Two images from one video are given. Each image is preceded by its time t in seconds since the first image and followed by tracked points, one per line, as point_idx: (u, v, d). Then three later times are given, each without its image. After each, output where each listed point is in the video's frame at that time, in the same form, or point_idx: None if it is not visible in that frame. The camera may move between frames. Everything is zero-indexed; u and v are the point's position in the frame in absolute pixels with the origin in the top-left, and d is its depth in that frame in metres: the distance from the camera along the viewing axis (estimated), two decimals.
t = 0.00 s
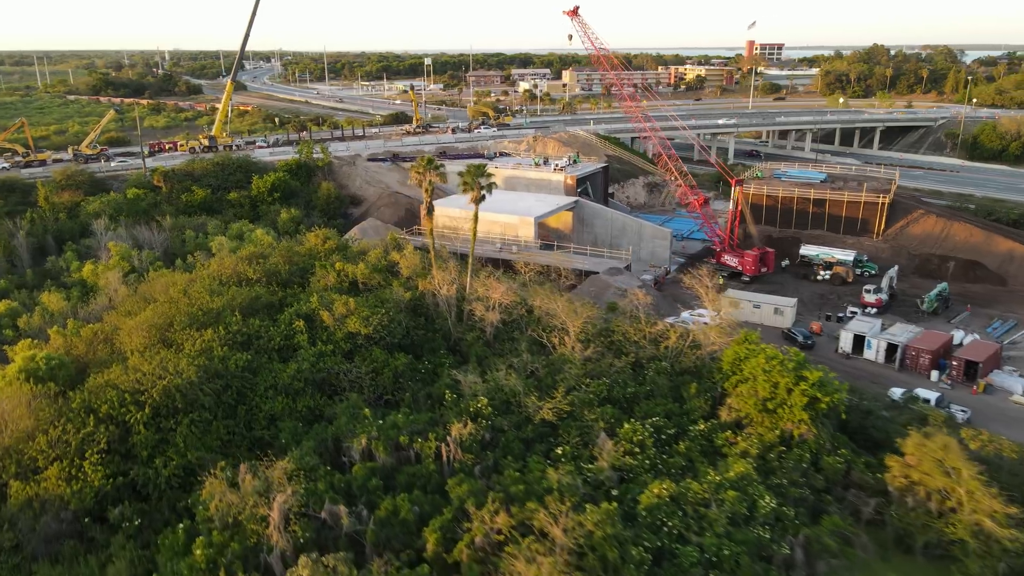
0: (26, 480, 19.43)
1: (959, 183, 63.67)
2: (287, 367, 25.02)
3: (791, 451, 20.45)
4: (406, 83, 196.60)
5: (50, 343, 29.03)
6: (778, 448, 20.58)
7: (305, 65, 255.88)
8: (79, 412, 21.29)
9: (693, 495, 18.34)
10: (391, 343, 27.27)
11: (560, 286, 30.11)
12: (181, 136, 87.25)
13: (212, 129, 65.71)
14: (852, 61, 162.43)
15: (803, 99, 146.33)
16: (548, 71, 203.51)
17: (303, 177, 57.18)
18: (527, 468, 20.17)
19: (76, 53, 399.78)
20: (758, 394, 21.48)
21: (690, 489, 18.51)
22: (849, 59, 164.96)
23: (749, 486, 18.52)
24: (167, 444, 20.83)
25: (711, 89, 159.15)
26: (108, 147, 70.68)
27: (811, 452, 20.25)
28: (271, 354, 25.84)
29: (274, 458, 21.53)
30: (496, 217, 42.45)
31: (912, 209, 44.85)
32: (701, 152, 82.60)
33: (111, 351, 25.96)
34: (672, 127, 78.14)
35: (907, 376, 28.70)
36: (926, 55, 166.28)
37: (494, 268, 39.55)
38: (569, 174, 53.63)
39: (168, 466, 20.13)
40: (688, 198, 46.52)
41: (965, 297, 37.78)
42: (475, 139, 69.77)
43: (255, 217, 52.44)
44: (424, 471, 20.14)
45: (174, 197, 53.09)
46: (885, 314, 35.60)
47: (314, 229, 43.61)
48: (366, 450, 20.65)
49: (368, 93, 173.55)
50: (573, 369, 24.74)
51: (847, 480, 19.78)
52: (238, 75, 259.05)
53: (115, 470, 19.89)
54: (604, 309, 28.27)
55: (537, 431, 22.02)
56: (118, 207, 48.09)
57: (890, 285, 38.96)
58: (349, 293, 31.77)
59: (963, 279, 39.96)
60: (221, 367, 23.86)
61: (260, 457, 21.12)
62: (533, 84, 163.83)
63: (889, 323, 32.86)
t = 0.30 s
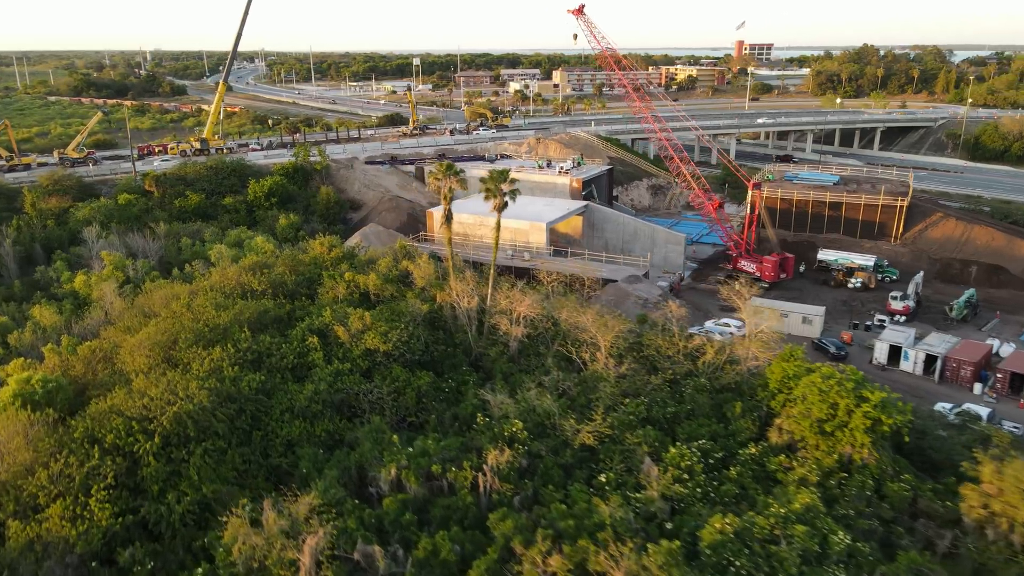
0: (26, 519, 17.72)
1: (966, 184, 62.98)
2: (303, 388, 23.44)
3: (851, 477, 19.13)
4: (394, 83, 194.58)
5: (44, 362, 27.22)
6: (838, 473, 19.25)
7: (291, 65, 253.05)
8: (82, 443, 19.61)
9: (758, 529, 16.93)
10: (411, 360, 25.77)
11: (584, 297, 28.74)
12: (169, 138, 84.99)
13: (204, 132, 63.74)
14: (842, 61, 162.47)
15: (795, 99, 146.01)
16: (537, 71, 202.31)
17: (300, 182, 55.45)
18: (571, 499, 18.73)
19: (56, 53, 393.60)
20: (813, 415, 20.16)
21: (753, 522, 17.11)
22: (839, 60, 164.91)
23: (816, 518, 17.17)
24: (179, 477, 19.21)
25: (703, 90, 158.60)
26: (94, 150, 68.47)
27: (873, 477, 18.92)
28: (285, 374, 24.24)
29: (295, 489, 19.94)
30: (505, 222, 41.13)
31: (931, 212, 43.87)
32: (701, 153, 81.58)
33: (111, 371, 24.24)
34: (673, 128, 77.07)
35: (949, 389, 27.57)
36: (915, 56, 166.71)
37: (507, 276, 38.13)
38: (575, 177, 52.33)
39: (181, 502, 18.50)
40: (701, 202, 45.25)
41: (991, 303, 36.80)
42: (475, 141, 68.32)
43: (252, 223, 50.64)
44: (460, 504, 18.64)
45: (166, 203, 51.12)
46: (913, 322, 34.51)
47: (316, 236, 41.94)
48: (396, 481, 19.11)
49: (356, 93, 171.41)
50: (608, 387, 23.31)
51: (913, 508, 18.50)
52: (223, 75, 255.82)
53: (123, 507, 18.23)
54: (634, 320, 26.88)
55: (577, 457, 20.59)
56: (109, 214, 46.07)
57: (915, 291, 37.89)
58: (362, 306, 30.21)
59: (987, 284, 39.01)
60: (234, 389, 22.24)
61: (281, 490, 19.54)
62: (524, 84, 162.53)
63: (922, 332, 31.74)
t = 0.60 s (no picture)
0: (29, 563, 16.16)
1: (972, 185, 62.30)
2: (322, 410, 21.98)
3: (918, 504, 17.90)
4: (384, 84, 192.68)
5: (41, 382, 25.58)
6: (903, 501, 18.01)
7: (277, 66, 250.08)
8: (89, 476, 18.06)
9: (828, 564, 15.66)
10: (433, 378, 24.36)
11: (610, 310, 27.47)
12: (159, 141, 82.94)
13: (197, 134, 62.00)
14: (834, 62, 162.41)
15: (787, 100, 145.76)
16: (527, 71, 201.14)
17: (298, 186, 53.81)
18: (622, 534, 17.40)
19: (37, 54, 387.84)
20: (873, 438, 18.94)
21: (823, 557, 15.84)
22: (831, 60, 164.81)
23: (891, 552, 15.92)
24: (196, 513, 17.72)
25: (696, 90, 158.06)
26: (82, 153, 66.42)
27: (941, 504, 17.71)
28: (303, 396, 22.75)
29: (319, 522, 18.49)
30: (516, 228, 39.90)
31: (949, 215, 42.90)
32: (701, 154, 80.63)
33: (115, 394, 22.66)
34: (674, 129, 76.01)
35: (991, 403, 26.46)
36: (906, 56, 166.99)
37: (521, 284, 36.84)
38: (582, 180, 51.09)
39: (199, 541, 16.99)
40: (714, 207, 43.95)
41: (1018, 308, 35.85)
42: (475, 143, 66.92)
43: (250, 229, 49.01)
44: (501, 539, 17.27)
45: (160, 209, 49.40)
46: (942, 330, 33.48)
47: (320, 244, 40.44)
48: (431, 515, 17.68)
49: (345, 95, 169.43)
50: (646, 406, 22.03)
51: (986, 538, 17.30)
52: (209, 76, 252.76)
53: (135, 549, 16.69)
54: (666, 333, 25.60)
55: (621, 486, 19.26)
56: (102, 220, 44.34)
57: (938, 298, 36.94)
58: (376, 319, 28.77)
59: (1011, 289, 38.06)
60: (249, 413, 20.74)
61: (306, 528, 18.03)
62: (516, 85, 161.22)
63: (956, 342, 30.67)
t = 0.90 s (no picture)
0: None
1: (983, 190, 61.58)
2: (349, 440, 20.42)
3: (1004, 542, 16.53)
4: (375, 87, 190.83)
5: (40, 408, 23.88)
6: (989, 539, 16.63)
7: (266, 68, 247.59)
8: (101, 520, 16.43)
9: None
10: (463, 401, 22.85)
11: (644, 326, 26.10)
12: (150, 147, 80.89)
13: (192, 140, 60.18)
14: (827, 64, 162.38)
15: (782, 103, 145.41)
16: (519, 74, 200.03)
17: (299, 193, 52.17)
18: None
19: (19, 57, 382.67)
20: (951, 469, 17.58)
21: None
22: (824, 63, 164.66)
23: None
24: (220, 560, 16.12)
25: (690, 93, 157.49)
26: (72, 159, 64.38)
27: None
28: (327, 424, 21.18)
29: (354, 567, 16.90)
30: (531, 238, 38.53)
31: (973, 222, 41.89)
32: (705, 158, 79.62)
33: (123, 424, 21.03)
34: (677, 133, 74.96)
35: None
36: (899, 59, 167.19)
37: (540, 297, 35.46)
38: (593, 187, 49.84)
39: None
40: (735, 214, 42.62)
41: None
42: (478, 148, 65.52)
43: (251, 238, 47.27)
44: None
45: (157, 217, 47.58)
46: (978, 341, 32.33)
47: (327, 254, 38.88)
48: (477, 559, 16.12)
49: (336, 98, 167.55)
50: (695, 431, 20.61)
51: None
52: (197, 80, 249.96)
53: None
54: (707, 350, 24.21)
55: (678, 522, 17.79)
56: (96, 229, 42.49)
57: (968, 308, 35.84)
58: (396, 337, 27.22)
59: None
60: (272, 445, 19.16)
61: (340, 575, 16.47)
62: (510, 88, 159.90)
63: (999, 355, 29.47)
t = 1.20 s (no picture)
0: None
1: (993, 196, 60.89)
2: (379, 474, 18.95)
3: None
4: (366, 93, 189.30)
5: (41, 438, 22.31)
6: None
7: (255, 74, 245.51)
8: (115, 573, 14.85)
9: None
10: (496, 428, 21.48)
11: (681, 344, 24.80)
12: (141, 155, 79.08)
13: (188, 147, 58.56)
14: (821, 70, 162.52)
15: (778, 108, 145.24)
16: (512, 80, 199.21)
17: (300, 202, 50.64)
18: None
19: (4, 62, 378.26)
20: None
21: None
22: (818, 68, 164.76)
23: None
24: None
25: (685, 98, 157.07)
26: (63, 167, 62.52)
27: None
28: (355, 457, 19.69)
29: None
30: (547, 249, 37.32)
31: (997, 230, 40.90)
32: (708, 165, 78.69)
33: (134, 458, 19.49)
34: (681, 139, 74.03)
35: None
36: (891, 64, 167.62)
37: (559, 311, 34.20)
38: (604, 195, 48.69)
39: None
40: (753, 223, 41.50)
41: None
42: (481, 154, 64.24)
43: (252, 249, 45.72)
44: None
45: (153, 228, 45.94)
46: (1016, 355, 31.24)
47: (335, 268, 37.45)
48: None
49: (328, 103, 165.92)
50: (749, 461, 19.26)
51: None
52: (186, 86, 247.60)
53: None
54: (751, 368, 22.94)
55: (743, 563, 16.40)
56: (91, 241, 40.83)
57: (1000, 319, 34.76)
58: (418, 358, 25.78)
59: None
60: (298, 482, 17.69)
61: None
62: (504, 94, 158.88)
63: None
